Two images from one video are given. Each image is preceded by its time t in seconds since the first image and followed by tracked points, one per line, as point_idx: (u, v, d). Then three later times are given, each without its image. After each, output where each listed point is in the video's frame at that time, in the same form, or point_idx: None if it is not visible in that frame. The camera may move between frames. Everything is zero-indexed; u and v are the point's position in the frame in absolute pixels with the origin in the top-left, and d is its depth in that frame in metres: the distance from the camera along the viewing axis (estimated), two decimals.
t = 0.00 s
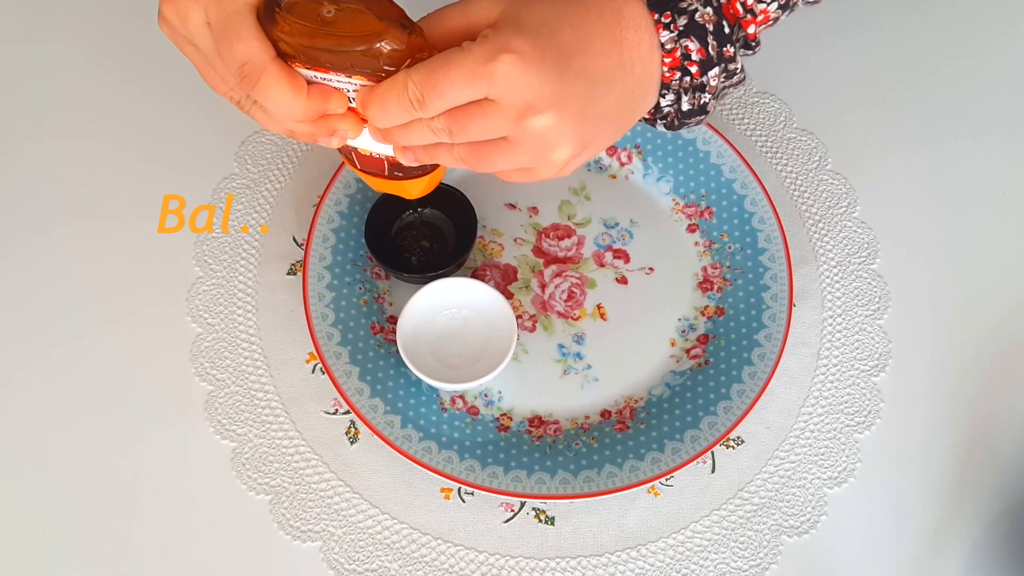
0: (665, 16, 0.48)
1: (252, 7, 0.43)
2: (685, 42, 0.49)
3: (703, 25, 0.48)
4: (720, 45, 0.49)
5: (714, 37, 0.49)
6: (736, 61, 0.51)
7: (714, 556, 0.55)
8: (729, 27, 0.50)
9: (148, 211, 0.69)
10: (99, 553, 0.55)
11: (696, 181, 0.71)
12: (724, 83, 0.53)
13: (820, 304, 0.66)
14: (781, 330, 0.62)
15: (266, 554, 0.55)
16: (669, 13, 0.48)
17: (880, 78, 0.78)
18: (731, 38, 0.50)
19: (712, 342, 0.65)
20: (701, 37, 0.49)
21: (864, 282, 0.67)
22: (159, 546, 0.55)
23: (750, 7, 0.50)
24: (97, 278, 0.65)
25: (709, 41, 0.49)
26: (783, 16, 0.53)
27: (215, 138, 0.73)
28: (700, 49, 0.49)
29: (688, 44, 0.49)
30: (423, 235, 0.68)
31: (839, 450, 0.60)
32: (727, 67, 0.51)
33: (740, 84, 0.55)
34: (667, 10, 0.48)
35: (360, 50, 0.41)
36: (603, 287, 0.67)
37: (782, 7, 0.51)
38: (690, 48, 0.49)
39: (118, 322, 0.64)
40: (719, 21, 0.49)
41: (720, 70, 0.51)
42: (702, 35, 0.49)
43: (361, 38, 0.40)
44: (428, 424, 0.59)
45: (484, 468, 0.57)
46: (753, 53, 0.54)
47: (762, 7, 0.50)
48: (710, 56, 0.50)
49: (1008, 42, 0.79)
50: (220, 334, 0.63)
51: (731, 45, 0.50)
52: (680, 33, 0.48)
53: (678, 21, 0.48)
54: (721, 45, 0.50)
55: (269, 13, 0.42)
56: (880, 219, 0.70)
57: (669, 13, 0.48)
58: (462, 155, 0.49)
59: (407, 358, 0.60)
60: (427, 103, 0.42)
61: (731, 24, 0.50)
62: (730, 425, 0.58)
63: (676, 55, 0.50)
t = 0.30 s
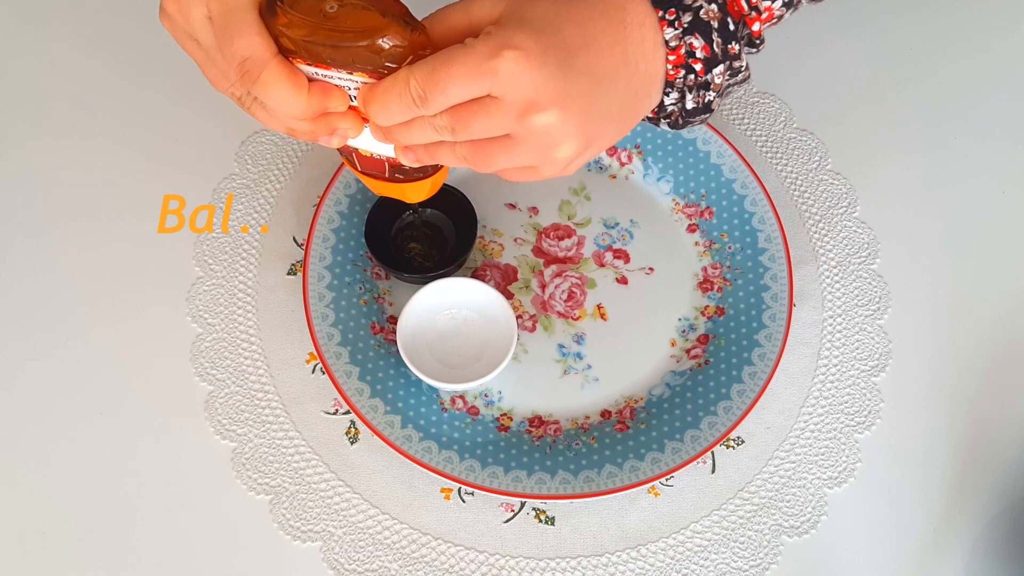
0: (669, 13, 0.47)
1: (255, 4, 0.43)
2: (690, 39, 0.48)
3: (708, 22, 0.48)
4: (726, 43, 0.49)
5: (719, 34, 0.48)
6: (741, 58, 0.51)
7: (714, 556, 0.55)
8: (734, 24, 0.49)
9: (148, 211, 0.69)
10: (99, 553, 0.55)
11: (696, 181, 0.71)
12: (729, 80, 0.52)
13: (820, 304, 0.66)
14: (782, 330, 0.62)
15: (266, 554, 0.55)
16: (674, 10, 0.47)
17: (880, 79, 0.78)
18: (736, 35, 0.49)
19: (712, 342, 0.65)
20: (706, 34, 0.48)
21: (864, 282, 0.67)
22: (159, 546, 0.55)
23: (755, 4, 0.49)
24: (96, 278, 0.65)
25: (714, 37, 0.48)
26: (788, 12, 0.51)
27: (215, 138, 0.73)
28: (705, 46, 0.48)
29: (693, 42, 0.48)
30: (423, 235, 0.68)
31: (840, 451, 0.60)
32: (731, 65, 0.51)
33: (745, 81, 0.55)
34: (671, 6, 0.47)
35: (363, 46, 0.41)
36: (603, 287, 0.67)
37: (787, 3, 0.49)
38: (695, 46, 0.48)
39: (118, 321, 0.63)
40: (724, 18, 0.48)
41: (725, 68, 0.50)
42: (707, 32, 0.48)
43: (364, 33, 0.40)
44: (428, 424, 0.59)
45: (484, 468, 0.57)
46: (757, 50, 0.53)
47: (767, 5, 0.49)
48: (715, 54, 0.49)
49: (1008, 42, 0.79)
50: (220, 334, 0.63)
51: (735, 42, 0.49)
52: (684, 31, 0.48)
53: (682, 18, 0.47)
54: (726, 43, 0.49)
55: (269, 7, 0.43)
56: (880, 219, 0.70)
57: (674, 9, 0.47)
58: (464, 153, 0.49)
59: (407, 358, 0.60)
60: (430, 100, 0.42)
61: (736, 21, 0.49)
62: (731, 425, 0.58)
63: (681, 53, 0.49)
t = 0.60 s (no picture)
0: (656, 9, 0.47)
1: None
2: (677, 36, 0.48)
3: (695, 18, 0.48)
4: (713, 40, 0.49)
5: (705, 32, 0.48)
6: (728, 57, 0.51)
7: (714, 556, 0.55)
8: (721, 22, 0.49)
9: (148, 211, 0.69)
10: (99, 553, 0.55)
11: (696, 181, 0.71)
12: (716, 78, 0.52)
13: (820, 304, 0.66)
14: (782, 330, 0.63)
15: (266, 554, 0.55)
16: (661, 6, 0.47)
17: (881, 79, 0.78)
18: (723, 32, 0.49)
19: (712, 342, 0.65)
20: (693, 31, 0.48)
21: (863, 282, 0.67)
22: (159, 547, 0.55)
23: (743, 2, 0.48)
24: (97, 277, 0.65)
25: (701, 35, 0.48)
26: (777, 11, 0.51)
27: (215, 138, 0.73)
28: (692, 43, 0.48)
29: (679, 39, 0.48)
30: (423, 235, 0.68)
31: (840, 451, 0.60)
32: (718, 62, 0.51)
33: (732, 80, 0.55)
34: (659, 3, 0.47)
35: (349, 35, 0.40)
36: (603, 287, 0.67)
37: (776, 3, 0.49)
38: (681, 43, 0.48)
39: (118, 321, 0.63)
40: (711, 15, 0.48)
41: (712, 65, 0.50)
42: (693, 29, 0.48)
43: (350, 23, 0.40)
44: (428, 424, 0.59)
45: (484, 468, 0.57)
46: (745, 48, 0.52)
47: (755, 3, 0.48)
48: (702, 51, 0.49)
49: (1009, 42, 0.79)
50: (220, 334, 0.63)
51: (722, 40, 0.49)
52: (671, 27, 0.48)
53: (669, 14, 0.47)
54: (713, 40, 0.49)
55: None
56: (880, 219, 0.70)
57: (661, 6, 0.47)
58: (449, 147, 0.49)
59: (408, 358, 0.60)
60: (415, 92, 0.42)
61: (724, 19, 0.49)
62: (731, 425, 0.58)
63: (667, 50, 0.49)
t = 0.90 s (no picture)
0: None
1: None
2: (666, 26, 0.48)
3: (684, 10, 0.47)
4: (702, 31, 0.48)
5: (695, 23, 0.48)
6: (716, 48, 0.50)
7: (714, 556, 0.55)
8: (711, 13, 0.48)
9: (149, 211, 0.69)
10: (99, 553, 0.55)
11: (696, 181, 0.71)
12: (704, 70, 0.52)
13: (820, 304, 0.66)
14: (782, 330, 0.63)
15: (266, 554, 0.55)
16: None
17: (881, 79, 0.78)
18: (712, 24, 0.48)
19: (712, 342, 0.65)
20: (682, 22, 0.47)
21: (864, 282, 0.67)
22: (159, 547, 0.55)
23: None
24: (97, 278, 0.65)
25: (691, 26, 0.48)
26: (765, 4, 0.51)
27: (215, 138, 0.73)
28: (681, 35, 0.48)
29: (669, 29, 0.48)
30: (424, 234, 0.68)
31: (840, 450, 0.60)
32: (707, 54, 0.50)
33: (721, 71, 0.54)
34: None
35: (343, 20, 0.40)
36: (603, 287, 0.67)
37: None
38: (671, 34, 0.48)
39: (118, 321, 0.63)
40: (701, 7, 0.47)
41: (701, 57, 0.50)
42: (683, 20, 0.47)
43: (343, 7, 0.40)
44: (428, 424, 0.59)
45: (484, 468, 0.57)
46: (736, 41, 0.52)
47: None
48: (692, 42, 0.48)
49: (1009, 42, 0.79)
50: (220, 334, 0.63)
51: (712, 31, 0.48)
52: (661, 17, 0.47)
53: (660, 5, 0.47)
54: (702, 32, 0.48)
55: None
56: (880, 219, 0.70)
57: None
58: (439, 131, 0.49)
59: (408, 358, 0.60)
60: (405, 77, 0.42)
61: (713, 10, 0.48)
62: (731, 425, 0.58)
63: (657, 40, 0.49)
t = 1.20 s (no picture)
0: None
1: None
2: (690, 20, 0.47)
3: (709, 4, 0.46)
4: (726, 25, 0.47)
5: (719, 17, 0.47)
6: (740, 40, 0.49)
7: (714, 556, 0.55)
8: (735, 7, 0.47)
9: (148, 211, 0.69)
10: (99, 552, 0.55)
11: (696, 181, 0.71)
12: (728, 63, 0.51)
13: (820, 304, 0.66)
14: (782, 330, 0.62)
15: (266, 554, 0.55)
16: None
17: (880, 79, 0.78)
18: (737, 17, 0.47)
19: (712, 342, 0.65)
20: (707, 16, 0.47)
21: (864, 282, 0.67)
22: (159, 546, 0.55)
23: None
24: (96, 277, 0.65)
25: (715, 20, 0.47)
26: None
27: (215, 138, 0.73)
28: (706, 28, 0.47)
29: (692, 23, 0.47)
30: (424, 234, 0.68)
31: (840, 451, 0.60)
32: (731, 48, 0.49)
33: (743, 65, 0.53)
34: None
35: (368, 19, 0.40)
36: (603, 287, 0.67)
37: None
38: (695, 27, 0.47)
39: (117, 321, 0.63)
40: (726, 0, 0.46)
41: (724, 50, 0.49)
42: (707, 14, 0.46)
43: (370, 7, 0.39)
44: (428, 424, 0.59)
45: (484, 468, 0.57)
46: (758, 33, 0.51)
47: None
48: (716, 36, 0.47)
49: (1009, 42, 0.79)
50: (220, 334, 0.63)
51: (735, 25, 0.47)
52: (685, 12, 0.47)
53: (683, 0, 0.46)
54: (726, 25, 0.47)
55: None
56: (880, 218, 0.70)
57: None
58: (465, 128, 0.49)
59: (408, 358, 0.60)
60: (432, 75, 0.42)
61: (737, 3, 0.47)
62: (731, 425, 0.58)
63: (681, 34, 0.48)
